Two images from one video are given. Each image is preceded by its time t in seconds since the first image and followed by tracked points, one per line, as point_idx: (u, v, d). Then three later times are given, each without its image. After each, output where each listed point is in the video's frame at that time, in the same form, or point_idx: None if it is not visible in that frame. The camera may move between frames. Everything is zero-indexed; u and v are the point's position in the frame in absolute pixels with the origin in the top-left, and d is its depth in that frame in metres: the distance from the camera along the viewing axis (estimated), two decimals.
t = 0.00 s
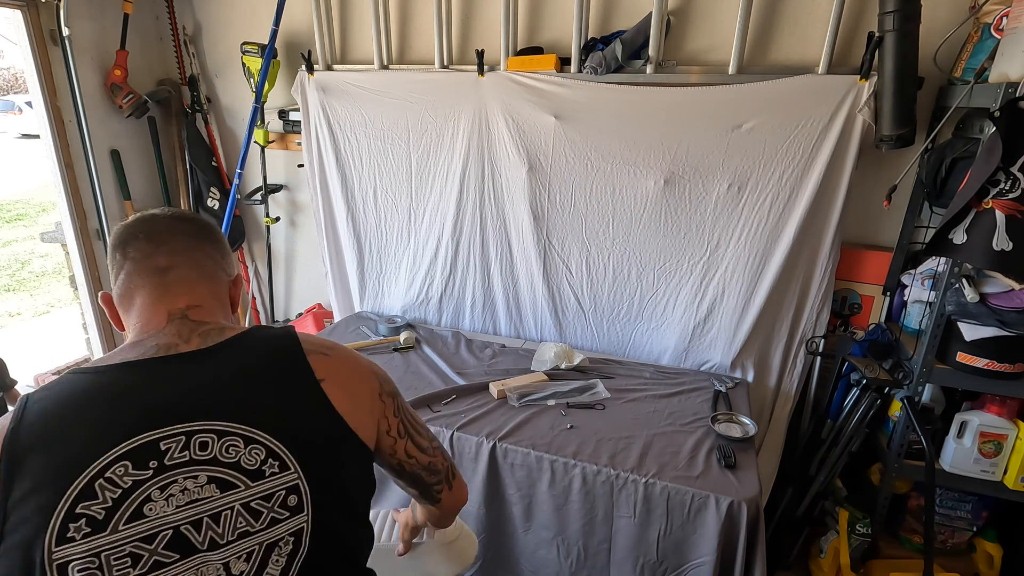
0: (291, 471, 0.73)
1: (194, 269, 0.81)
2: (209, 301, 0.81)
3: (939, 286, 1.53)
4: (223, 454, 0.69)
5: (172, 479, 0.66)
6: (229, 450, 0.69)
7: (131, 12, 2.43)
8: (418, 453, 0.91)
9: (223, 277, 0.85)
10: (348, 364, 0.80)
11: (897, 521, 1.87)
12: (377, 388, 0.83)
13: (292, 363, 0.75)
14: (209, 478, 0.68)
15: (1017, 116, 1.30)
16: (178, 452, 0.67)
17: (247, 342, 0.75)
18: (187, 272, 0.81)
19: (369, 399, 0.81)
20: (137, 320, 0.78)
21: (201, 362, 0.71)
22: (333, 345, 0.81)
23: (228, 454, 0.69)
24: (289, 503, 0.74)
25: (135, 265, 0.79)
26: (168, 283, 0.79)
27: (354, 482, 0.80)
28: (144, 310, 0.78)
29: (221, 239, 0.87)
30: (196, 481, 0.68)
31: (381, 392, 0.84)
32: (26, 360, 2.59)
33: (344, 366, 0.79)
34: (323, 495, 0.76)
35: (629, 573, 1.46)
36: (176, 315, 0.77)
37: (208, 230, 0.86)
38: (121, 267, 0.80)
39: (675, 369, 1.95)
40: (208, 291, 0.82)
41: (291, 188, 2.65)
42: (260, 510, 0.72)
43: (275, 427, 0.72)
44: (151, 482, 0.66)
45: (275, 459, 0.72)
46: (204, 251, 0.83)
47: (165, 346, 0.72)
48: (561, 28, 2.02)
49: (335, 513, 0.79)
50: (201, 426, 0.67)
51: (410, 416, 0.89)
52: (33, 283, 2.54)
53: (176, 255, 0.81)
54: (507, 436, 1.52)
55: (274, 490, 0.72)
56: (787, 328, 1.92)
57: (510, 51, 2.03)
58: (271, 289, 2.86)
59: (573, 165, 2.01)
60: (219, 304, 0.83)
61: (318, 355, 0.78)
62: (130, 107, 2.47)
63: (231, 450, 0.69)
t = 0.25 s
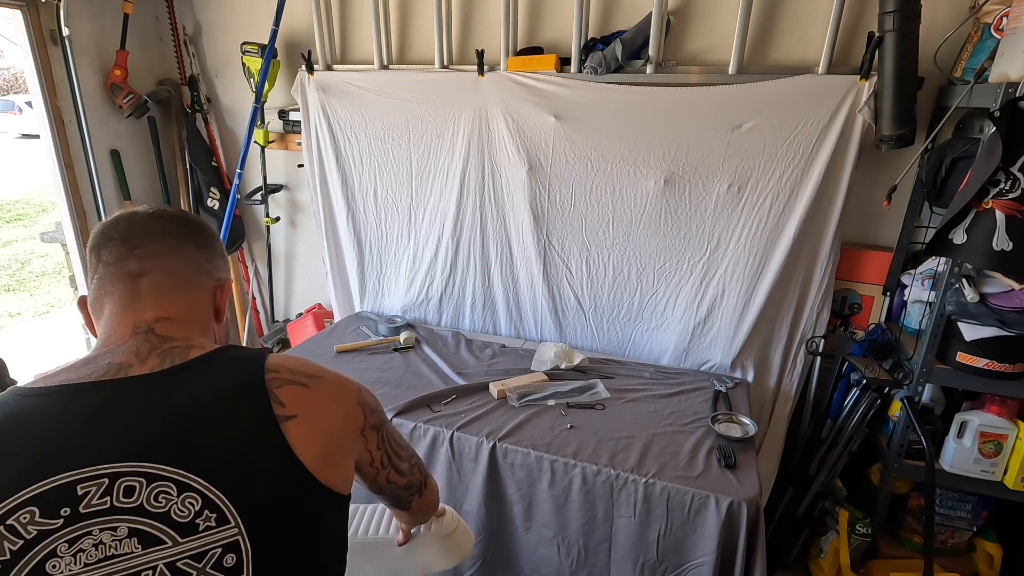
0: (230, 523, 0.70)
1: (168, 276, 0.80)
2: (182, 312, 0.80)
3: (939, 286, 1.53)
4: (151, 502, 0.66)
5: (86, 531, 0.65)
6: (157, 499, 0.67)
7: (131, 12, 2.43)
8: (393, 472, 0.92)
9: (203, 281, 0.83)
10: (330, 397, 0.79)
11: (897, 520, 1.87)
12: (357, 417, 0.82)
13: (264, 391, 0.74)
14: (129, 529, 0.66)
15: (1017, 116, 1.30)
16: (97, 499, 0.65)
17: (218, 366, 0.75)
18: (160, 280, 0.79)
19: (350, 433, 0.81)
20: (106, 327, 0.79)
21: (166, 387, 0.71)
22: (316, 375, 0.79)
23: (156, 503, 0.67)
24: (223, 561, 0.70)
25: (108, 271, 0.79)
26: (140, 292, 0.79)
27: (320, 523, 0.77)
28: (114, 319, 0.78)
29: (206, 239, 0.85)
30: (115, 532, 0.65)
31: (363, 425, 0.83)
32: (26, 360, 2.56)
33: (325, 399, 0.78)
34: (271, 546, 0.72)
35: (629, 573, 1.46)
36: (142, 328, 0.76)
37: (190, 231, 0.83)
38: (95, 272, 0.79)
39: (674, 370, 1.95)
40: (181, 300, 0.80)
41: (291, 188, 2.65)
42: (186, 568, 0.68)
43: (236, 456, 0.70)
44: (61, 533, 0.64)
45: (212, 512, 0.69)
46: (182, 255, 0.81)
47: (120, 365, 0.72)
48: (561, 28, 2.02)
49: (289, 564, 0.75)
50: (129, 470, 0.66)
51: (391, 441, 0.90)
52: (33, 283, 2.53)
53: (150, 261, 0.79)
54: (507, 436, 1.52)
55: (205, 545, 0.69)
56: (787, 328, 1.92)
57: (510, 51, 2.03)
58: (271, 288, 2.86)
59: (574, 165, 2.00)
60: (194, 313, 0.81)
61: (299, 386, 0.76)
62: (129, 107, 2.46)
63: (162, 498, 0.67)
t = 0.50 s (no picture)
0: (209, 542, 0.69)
1: (157, 283, 0.80)
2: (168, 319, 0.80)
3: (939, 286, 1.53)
4: (126, 521, 0.66)
5: (56, 551, 0.65)
6: (132, 517, 0.67)
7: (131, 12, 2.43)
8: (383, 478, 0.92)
9: (193, 287, 0.83)
10: (320, 411, 0.79)
11: (897, 520, 1.87)
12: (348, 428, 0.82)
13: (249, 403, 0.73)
14: (102, 548, 0.66)
15: (1017, 116, 1.30)
16: (68, 517, 0.65)
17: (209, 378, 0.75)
18: (148, 286, 0.80)
19: (340, 446, 0.81)
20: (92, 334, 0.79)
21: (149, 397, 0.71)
22: (306, 389, 0.79)
23: (131, 522, 0.67)
24: None
25: (96, 276, 0.79)
26: (128, 298, 0.79)
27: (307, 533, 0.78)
28: (100, 325, 0.78)
29: (197, 245, 0.85)
30: (87, 552, 0.65)
31: (354, 438, 0.83)
32: (26, 360, 2.55)
33: (316, 414, 0.78)
34: (253, 562, 0.73)
35: (629, 573, 1.46)
36: (129, 336, 0.77)
37: (181, 237, 0.84)
38: (84, 276, 0.80)
39: (674, 370, 1.95)
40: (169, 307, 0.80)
41: (291, 188, 2.65)
42: None
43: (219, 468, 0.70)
44: (29, 554, 0.64)
45: (190, 531, 0.68)
46: (172, 261, 0.81)
47: (103, 374, 0.72)
48: (561, 28, 2.02)
49: None
50: (103, 488, 0.66)
51: (382, 450, 0.90)
52: (33, 283, 2.53)
53: (139, 267, 0.79)
54: (507, 436, 1.52)
55: (183, 565, 0.68)
56: (787, 328, 1.92)
57: (510, 51, 2.03)
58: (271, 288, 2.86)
59: (574, 165, 2.00)
60: (183, 321, 0.81)
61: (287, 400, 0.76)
62: (129, 107, 2.46)
63: (137, 517, 0.67)
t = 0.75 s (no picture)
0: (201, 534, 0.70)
1: (141, 289, 0.80)
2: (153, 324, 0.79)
3: (939, 286, 1.53)
4: (115, 516, 0.67)
5: (44, 549, 0.65)
6: (121, 513, 0.67)
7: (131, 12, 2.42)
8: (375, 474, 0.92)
9: (178, 293, 0.83)
10: (306, 407, 0.78)
11: (897, 520, 1.87)
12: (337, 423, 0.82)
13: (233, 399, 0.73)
14: (93, 543, 0.66)
15: (1017, 116, 1.30)
16: (56, 515, 0.65)
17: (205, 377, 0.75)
18: (132, 292, 0.79)
19: (328, 442, 0.80)
20: (76, 340, 0.78)
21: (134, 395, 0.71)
22: (291, 386, 0.78)
23: (119, 517, 0.67)
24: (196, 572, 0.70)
25: (80, 284, 0.79)
26: (111, 304, 0.79)
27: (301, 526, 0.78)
28: (84, 331, 0.78)
29: (182, 253, 0.85)
30: (78, 546, 0.66)
31: (341, 433, 0.82)
32: (26, 360, 2.56)
33: (302, 410, 0.77)
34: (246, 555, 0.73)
35: (629, 572, 1.46)
36: (112, 340, 0.76)
37: (167, 245, 0.84)
38: (68, 284, 0.80)
39: (674, 370, 1.95)
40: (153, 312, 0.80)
41: (291, 188, 2.65)
42: None
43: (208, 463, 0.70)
44: (16, 553, 0.64)
45: (180, 524, 0.69)
46: (156, 268, 0.81)
47: (86, 377, 0.72)
48: (561, 28, 2.02)
49: (270, 567, 0.76)
50: (91, 483, 0.66)
51: (371, 444, 0.89)
52: (33, 283, 2.53)
53: (122, 274, 0.79)
54: (507, 436, 1.52)
55: (174, 557, 0.69)
56: (787, 327, 1.92)
57: (510, 51, 2.03)
58: (271, 288, 2.86)
59: (574, 165, 2.00)
60: (167, 326, 0.81)
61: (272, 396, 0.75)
62: (130, 107, 2.46)
63: (126, 512, 0.67)
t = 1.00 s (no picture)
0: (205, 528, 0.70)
1: (121, 290, 0.79)
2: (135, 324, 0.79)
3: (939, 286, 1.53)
4: (118, 513, 0.66)
5: (48, 551, 0.64)
6: (123, 510, 0.67)
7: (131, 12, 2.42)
8: (371, 468, 0.93)
9: (158, 293, 0.83)
10: (297, 399, 0.79)
11: (897, 520, 1.87)
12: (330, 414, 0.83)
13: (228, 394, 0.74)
14: (96, 542, 0.66)
15: (1017, 116, 1.30)
16: (57, 516, 0.65)
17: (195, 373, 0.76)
18: (111, 293, 0.79)
19: (321, 433, 0.81)
20: (57, 343, 0.77)
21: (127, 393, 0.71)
22: (282, 378, 0.79)
23: (122, 515, 0.66)
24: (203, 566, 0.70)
25: (57, 286, 0.78)
26: (91, 305, 0.78)
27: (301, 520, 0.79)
28: (65, 334, 0.77)
29: (160, 252, 0.85)
30: (81, 547, 0.65)
31: (334, 425, 0.84)
32: (27, 360, 2.56)
33: (294, 402, 0.78)
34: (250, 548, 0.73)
35: (629, 572, 1.46)
36: (95, 342, 0.76)
37: (144, 244, 0.83)
38: (44, 286, 0.78)
39: (674, 370, 1.95)
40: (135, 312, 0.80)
41: (291, 188, 2.65)
42: None
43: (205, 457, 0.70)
44: (17, 558, 0.63)
45: (184, 518, 0.69)
46: (134, 268, 0.81)
47: (72, 379, 0.71)
48: (561, 28, 2.02)
49: (275, 561, 0.76)
50: (91, 482, 0.65)
51: (364, 439, 0.91)
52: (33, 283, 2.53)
53: (100, 275, 0.79)
54: (507, 436, 1.52)
55: (179, 551, 0.69)
56: (787, 327, 1.92)
57: (510, 51, 2.03)
58: (271, 288, 2.86)
59: (574, 165, 2.00)
60: (149, 326, 0.81)
61: (265, 390, 0.76)
62: (129, 107, 2.46)
63: (128, 510, 0.67)
